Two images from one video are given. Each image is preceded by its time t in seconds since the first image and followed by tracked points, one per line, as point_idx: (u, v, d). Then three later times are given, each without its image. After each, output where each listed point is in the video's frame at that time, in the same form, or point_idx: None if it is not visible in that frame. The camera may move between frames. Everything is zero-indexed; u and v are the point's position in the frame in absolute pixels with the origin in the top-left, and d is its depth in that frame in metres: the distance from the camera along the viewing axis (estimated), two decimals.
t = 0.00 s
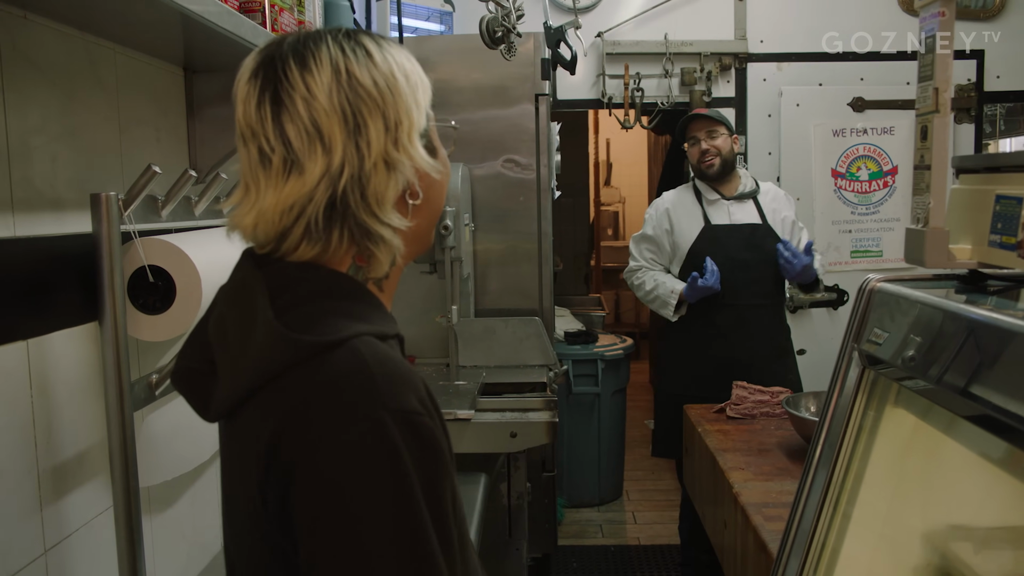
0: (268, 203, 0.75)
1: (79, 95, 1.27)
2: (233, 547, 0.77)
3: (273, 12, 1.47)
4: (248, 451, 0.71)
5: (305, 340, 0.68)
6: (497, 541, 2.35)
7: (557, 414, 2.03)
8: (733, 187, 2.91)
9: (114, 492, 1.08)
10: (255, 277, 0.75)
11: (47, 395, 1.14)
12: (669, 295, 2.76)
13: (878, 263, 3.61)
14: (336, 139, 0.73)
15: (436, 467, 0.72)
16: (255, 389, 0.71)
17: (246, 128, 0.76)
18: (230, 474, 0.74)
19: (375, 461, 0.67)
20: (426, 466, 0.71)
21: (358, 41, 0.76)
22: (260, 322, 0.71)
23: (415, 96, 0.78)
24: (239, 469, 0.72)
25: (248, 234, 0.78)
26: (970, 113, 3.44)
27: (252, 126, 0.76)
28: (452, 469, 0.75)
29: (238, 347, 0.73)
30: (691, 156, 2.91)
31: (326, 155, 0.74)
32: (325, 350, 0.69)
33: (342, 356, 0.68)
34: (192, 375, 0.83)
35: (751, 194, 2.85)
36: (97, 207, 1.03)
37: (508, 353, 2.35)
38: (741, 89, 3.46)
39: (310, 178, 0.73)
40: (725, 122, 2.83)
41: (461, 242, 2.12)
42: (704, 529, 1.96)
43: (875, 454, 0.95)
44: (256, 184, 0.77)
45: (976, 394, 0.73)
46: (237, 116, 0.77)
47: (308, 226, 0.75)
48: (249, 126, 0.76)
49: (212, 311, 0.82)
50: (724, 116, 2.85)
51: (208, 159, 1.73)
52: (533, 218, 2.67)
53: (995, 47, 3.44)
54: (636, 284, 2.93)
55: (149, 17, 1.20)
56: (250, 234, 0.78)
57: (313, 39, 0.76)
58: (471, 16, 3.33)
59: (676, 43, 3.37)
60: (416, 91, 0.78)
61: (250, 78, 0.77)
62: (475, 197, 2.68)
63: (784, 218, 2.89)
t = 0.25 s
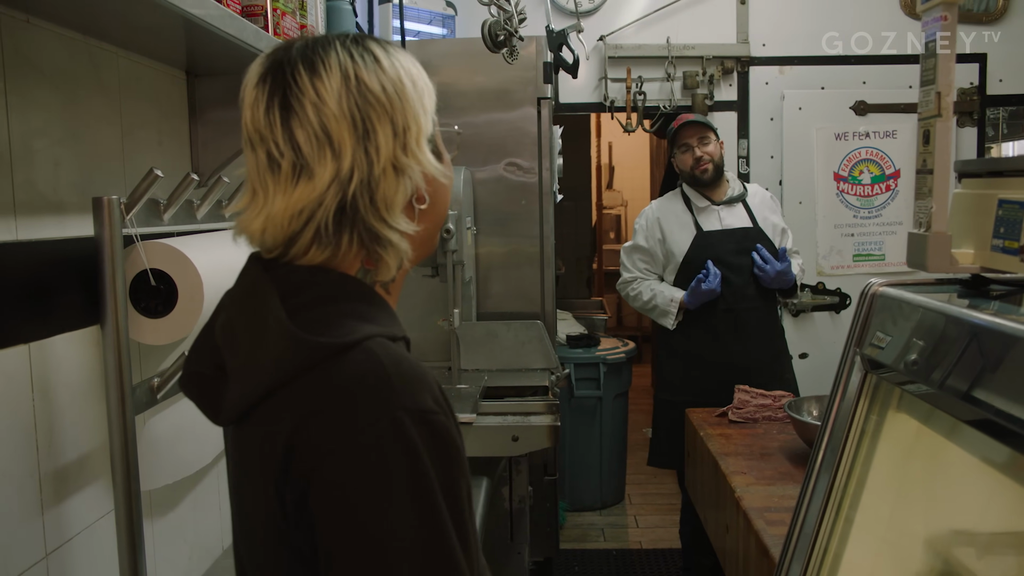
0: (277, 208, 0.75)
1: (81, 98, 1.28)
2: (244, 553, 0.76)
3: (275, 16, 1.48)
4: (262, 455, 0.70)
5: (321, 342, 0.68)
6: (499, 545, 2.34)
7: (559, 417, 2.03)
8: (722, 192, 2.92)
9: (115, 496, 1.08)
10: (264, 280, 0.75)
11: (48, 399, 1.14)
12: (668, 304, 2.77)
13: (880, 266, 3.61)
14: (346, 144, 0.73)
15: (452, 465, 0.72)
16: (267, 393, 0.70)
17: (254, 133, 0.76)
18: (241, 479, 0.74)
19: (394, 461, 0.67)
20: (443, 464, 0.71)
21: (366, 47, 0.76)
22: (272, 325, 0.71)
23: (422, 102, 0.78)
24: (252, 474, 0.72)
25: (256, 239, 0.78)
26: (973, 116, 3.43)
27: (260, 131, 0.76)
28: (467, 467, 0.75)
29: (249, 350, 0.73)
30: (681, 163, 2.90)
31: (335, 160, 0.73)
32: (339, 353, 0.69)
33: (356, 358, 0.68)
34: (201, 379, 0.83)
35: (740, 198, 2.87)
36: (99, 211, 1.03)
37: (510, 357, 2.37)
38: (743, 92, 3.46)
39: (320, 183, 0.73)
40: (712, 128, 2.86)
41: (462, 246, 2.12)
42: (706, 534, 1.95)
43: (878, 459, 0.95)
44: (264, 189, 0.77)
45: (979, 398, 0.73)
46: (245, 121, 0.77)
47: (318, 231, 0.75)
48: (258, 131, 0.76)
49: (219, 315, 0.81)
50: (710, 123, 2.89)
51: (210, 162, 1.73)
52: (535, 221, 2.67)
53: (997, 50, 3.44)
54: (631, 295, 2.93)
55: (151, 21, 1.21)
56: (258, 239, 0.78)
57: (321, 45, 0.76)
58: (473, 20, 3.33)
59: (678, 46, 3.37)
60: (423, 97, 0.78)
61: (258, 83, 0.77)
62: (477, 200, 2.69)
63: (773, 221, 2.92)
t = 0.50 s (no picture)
0: (288, 205, 0.75)
1: (84, 95, 1.28)
2: (255, 549, 0.76)
3: (278, 14, 1.48)
4: (276, 450, 0.70)
5: (335, 335, 0.68)
6: (499, 544, 2.34)
7: (560, 417, 2.03)
8: (726, 190, 2.93)
9: (116, 492, 1.08)
10: (276, 276, 0.75)
11: (50, 395, 1.14)
12: (674, 291, 2.73)
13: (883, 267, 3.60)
14: (357, 142, 0.73)
15: (467, 459, 0.72)
16: (281, 387, 0.70)
17: (266, 130, 0.76)
18: (252, 475, 0.73)
19: (410, 454, 0.67)
20: (458, 457, 0.71)
21: (377, 45, 0.76)
22: (286, 320, 0.70)
23: (432, 100, 0.78)
24: (265, 469, 0.71)
25: (266, 236, 0.78)
26: (977, 117, 3.42)
27: (272, 128, 0.76)
28: (480, 460, 0.75)
29: (261, 345, 0.73)
30: (686, 162, 2.90)
31: (346, 157, 0.74)
32: (353, 347, 0.69)
33: (370, 352, 0.68)
34: (211, 375, 0.83)
35: (743, 197, 2.88)
36: (101, 208, 1.03)
37: (511, 356, 2.35)
38: (747, 92, 3.46)
39: (331, 180, 0.73)
40: (716, 126, 2.87)
41: (465, 244, 2.12)
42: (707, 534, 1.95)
43: (880, 459, 0.94)
44: (275, 186, 0.77)
45: (982, 400, 0.73)
46: (256, 118, 0.77)
47: (329, 227, 0.75)
48: (269, 129, 0.76)
49: (229, 311, 0.81)
50: (711, 121, 2.90)
51: (212, 160, 1.73)
52: (538, 220, 2.67)
53: (1002, 51, 3.43)
54: (635, 291, 2.88)
55: (155, 19, 1.21)
56: (268, 236, 0.78)
57: (332, 43, 0.76)
58: (477, 18, 3.33)
59: (681, 46, 3.37)
60: (433, 96, 0.78)
61: (269, 81, 0.77)
62: (479, 199, 2.68)
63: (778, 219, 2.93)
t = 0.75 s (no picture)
0: (294, 198, 0.75)
1: (86, 88, 1.27)
2: (257, 544, 0.75)
3: (281, 8, 1.48)
4: (279, 443, 0.70)
5: (340, 328, 0.68)
6: (498, 541, 2.34)
7: (561, 414, 2.03)
8: (747, 188, 2.92)
9: (115, 485, 1.08)
10: (282, 270, 0.75)
11: (50, 387, 1.15)
12: (711, 279, 2.69)
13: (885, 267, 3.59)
14: (363, 137, 0.73)
15: (470, 455, 0.72)
16: (286, 380, 0.70)
17: (272, 123, 0.76)
18: (255, 469, 0.73)
19: (414, 448, 0.67)
20: (462, 454, 0.71)
21: (384, 40, 0.76)
22: (291, 313, 0.71)
23: (439, 95, 0.78)
24: (268, 463, 0.71)
25: (271, 229, 0.78)
26: (981, 118, 3.41)
27: (278, 122, 0.76)
28: (483, 457, 0.75)
29: (264, 339, 0.73)
30: (711, 155, 2.90)
31: (352, 151, 0.73)
32: (358, 341, 0.69)
33: (375, 346, 0.69)
34: (215, 368, 0.83)
35: (764, 195, 2.86)
36: (103, 201, 1.03)
37: (512, 354, 2.31)
38: (750, 91, 3.45)
39: (336, 174, 0.73)
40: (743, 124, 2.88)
41: (467, 241, 2.12)
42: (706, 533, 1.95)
43: (879, 460, 0.94)
44: (281, 180, 0.77)
45: (982, 401, 0.73)
46: (263, 112, 0.77)
47: (334, 221, 0.75)
48: (275, 122, 0.76)
49: (233, 305, 0.81)
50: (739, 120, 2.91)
51: (215, 154, 1.73)
52: (540, 217, 2.67)
53: (1006, 52, 3.42)
54: (666, 285, 2.79)
55: (158, 12, 1.21)
56: (273, 229, 0.78)
57: (339, 37, 0.76)
58: (481, 15, 3.32)
59: (685, 44, 3.36)
60: (440, 91, 0.78)
61: (276, 74, 0.77)
62: (481, 195, 2.68)
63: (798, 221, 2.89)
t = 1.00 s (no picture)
0: (286, 198, 0.74)
1: (84, 86, 1.27)
2: (251, 543, 0.75)
3: (280, 6, 1.47)
4: (272, 443, 0.70)
5: (333, 326, 0.68)
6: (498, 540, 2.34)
7: (561, 413, 2.03)
8: (777, 186, 2.91)
9: (114, 485, 1.08)
10: (276, 269, 0.75)
11: (48, 388, 1.14)
12: (730, 264, 2.65)
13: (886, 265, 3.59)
14: (354, 135, 0.73)
15: (464, 454, 0.72)
16: (279, 379, 0.70)
17: (264, 123, 0.76)
18: (249, 468, 0.73)
19: (407, 447, 0.66)
20: (455, 453, 0.71)
21: (376, 37, 0.76)
22: (285, 312, 0.70)
23: (431, 92, 0.77)
24: (262, 462, 0.71)
25: (264, 228, 0.77)
26: (982, 115, 3.40)
27: (269, 121, 0.75)
28: (477, 457, 0.75)
29: (258, 337, 0.73)
30: (745, 150, 2.87)
31: (343, 150, 0.73)
32: (352, 339, 0.69)
33: (368, 344, 0.68)
34: (210, 367, 0.83)
35: (793, 193, 2.86)
36: (100, 199, 1.03)
37: (511, 350, 2.30)
38: (751, 89, 3.44)
39: (328, 173, 0.73)
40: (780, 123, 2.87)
41: (467, 240, 2.12)
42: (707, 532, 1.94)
43: (880, 459, 0.94)
44: (273, 179, 0.77)
45: (983, 399, 0.72)
46: (255, 111, 0.77)
47: (327, 220, 0.74)
48: (267, 121, 0.76)
49: (228, 304, 0.81)
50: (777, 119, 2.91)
51: (213, 153, 1.72)
52: (540, 216, 2.67)
53: (1007, 49, 3.41)
54: (688, 273, 2.78)
55: (156, 10, 1.20)
56: (266, 229, 0.77)
57: (330, 35, 0.76)
58: (480, 13, 3.32)
59: (685, 42, 3.35)
60: (432, 88, 0.78)
61: (268, 73, 0.77)
62: (481, 194, 2.68)
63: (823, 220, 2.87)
